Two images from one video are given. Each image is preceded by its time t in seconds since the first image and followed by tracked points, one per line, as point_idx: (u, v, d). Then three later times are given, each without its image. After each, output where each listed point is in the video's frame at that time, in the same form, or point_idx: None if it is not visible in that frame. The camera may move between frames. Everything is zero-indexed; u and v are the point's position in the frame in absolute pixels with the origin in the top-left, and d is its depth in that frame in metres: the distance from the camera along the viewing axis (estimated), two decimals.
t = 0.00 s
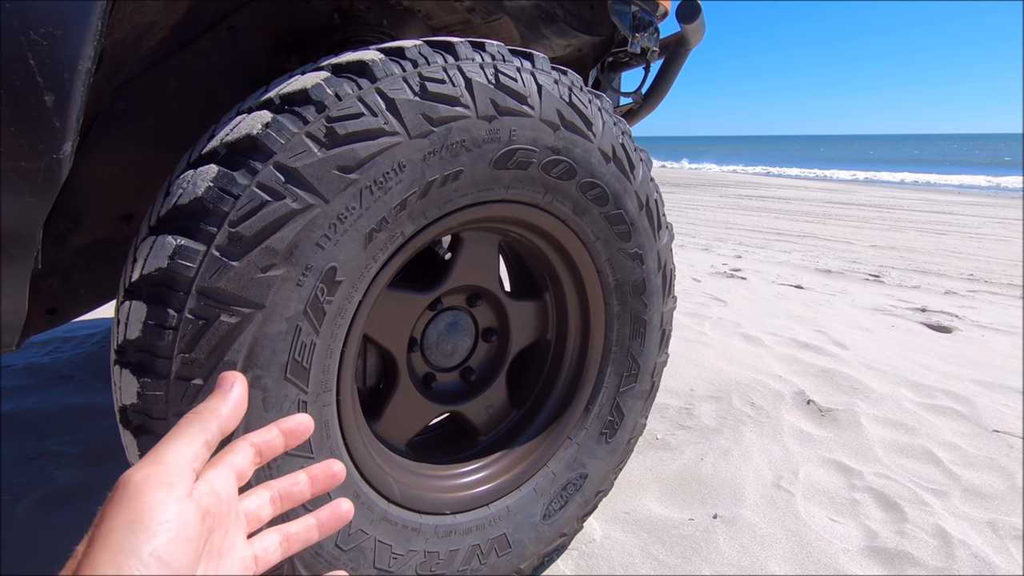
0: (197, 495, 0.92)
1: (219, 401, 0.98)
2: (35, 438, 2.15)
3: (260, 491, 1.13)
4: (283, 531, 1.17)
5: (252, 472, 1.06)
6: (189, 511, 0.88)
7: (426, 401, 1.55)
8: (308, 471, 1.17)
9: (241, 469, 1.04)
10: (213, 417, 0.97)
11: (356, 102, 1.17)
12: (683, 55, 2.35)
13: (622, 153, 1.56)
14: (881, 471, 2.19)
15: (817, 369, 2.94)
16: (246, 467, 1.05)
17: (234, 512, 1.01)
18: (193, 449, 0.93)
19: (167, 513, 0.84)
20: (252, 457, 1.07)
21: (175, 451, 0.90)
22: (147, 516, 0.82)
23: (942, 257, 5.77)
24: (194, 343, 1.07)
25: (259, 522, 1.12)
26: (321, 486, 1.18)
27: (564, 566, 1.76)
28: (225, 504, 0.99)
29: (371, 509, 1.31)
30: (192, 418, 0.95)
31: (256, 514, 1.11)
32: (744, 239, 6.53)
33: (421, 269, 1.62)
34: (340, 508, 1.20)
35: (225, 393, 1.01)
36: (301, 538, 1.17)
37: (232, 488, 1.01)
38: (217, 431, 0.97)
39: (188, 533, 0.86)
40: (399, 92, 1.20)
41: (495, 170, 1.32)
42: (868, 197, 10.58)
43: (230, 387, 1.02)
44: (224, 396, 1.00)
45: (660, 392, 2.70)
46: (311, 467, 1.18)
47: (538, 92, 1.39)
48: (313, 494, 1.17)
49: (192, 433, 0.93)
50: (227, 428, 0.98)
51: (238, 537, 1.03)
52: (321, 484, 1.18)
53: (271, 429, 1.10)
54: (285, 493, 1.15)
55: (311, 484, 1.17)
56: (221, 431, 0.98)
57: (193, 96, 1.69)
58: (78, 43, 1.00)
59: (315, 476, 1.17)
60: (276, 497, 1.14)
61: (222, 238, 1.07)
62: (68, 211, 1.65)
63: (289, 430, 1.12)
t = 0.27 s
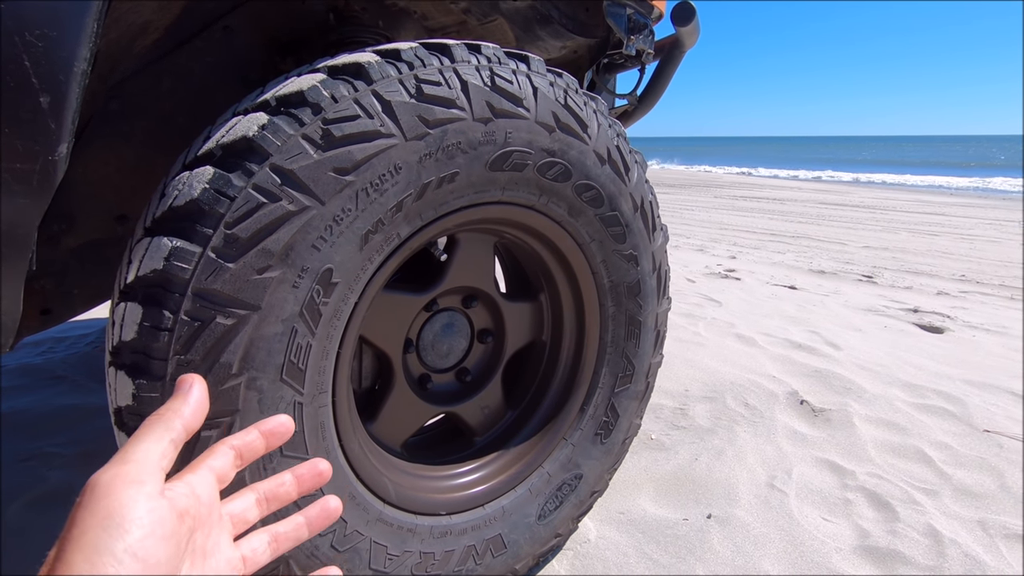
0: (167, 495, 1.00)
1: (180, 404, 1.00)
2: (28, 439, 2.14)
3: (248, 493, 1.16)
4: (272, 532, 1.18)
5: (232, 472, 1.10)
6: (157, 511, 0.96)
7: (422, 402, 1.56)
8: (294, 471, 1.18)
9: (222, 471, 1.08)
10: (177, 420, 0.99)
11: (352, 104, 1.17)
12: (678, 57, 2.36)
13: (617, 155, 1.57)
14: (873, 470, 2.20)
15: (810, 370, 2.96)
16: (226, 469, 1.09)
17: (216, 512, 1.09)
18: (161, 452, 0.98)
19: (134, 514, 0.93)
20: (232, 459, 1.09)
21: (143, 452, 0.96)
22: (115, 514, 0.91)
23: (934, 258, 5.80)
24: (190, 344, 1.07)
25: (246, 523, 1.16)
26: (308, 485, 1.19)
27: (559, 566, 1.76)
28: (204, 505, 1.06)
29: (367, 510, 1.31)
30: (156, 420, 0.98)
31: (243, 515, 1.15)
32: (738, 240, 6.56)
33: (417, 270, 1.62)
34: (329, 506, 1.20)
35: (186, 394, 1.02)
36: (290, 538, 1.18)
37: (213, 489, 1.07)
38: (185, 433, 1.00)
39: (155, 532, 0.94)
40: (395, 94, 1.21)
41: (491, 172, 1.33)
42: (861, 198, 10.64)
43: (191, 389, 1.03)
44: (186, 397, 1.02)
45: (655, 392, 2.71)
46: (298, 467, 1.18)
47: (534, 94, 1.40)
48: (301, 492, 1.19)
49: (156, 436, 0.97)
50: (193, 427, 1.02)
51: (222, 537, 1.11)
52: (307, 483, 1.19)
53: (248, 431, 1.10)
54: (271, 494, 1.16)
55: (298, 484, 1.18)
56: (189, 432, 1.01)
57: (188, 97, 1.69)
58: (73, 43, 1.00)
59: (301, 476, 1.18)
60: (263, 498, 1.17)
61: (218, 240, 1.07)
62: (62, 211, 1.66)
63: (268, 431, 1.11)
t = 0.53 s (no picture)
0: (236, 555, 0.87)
1: (238, 452, 0.96)
2: (26, 440, 2.13)
3: (344, 562, 1.10)
4: None
5: (321, 538, 1.04)
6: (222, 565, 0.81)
7: (422, 403, 1.56)
8: (393, 536, 1.17)
9: (309, 535, 1.02)
10: (233, 472, 0.94)
11: (354, 104, 1.17)
12: (677, 58, 2.37)
13: (618, 156, 1.57)
14: (872, 471, 2.21)
15: (809, 370, 2.96)
16: (314, 532, 1.03)
17: None
18: (224, 508, 0.90)
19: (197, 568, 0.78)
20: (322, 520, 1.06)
21: (199, 511, 0.87)
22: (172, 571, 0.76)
23: (931, 259, 5.82)
24: (191, 345, 1.06)
25: None
26: (407, 549, 1.18)
27: (559, 567, 1.76)
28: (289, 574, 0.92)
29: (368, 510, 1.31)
30: (213, 477, 0.92)
31: None
32: (736, 241, 6.57)
33: (417, 271, 1.62)
34: None
35: (243, 445, 0.97)
36: None
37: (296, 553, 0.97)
38: (242, 486, 0.94)
39: None
40: (397, 94, 1.21)
41: (492, 173, 1.33)
42: (859, 199, 10.67)
43: (248, 439, 0.98)
44: (243, 448, 0.97)
45: (654, 393, 2.71)
46: (396, 534, 1.18)
47: (535, 95, 1.40)
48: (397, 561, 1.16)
49: (215, 491, 0.90)
50: (250, 478, 0.96)
51: None
52: (406, 549, 1.18)
53: (344, 492, 1.12)
54: (367, 559, 1.13)
55: (395, 550, 1.17)
56: (247, 485, 0.95)
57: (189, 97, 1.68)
58: (75, 43, 0.99)
59: (399, 535, 1.18)
60: (357, 566, 1.12)
61: (220, 240, 1.07)
62: (62, 211, 1.65)
63: (362, 493, 1.14)
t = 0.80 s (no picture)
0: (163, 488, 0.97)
1: (137, 379, 0.93)
2: (27, 436, 2.13)
3: (293, 473, 1.18)
4: (325, 506, 1.22)
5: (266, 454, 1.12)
6: (138, 497, 0.92)
7: (423, 399, 1.55)
8: (342, 444, 1.21)
9: (248, 452, 1.09)
10: (134, 398, 0.93)
11: (356, 98, 1.16)
12: (679, 55, 2.36)
13: (620, 151, 1.56)
14: (874, 469, 2.20)
15: (810, 369, 2.96)
16: (253, 450, 1.10)
17: (242, 495, 1.08)
18: (132, 431, 0.94)
19: (115, 504, 0.89)
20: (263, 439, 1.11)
21: (108, 437, 0.92)
22: (91, 506, 0.86)
23: (932, 258, 5.82)
24: (192, 339, 1.06)
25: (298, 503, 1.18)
26: (357, 450, 1.22)
27: (560, 564, 1.76)
28: (225, 489, 1.06)
29: (369, 505, 1.31)
30: (116, 402, 0.93)
31: (291, 497, 1.17)
32: (737, 240, 6.56)
33: (419, 267, 1.61)
34: (384, 469, 1.25)
35: (140, 372, 0.93)
36: (347, 508, 1.23)
37: (236, 472, 1.08)
38: (149, 408, 0.95)
39: (145, 519, 0.91)
40: (399, 88, 1.20)
41: (494, 168, 1.32)
42: (859, 199, 10.66)
43: (145, 365, 0.94)
44: (142, 374, 0.94)
45: (655, 391, 2.71)
46: (343, 439, 1.21)
47: (538, 89, 1.39)
48: (351, 464, 1.22)
49: (119, 416, 0.93)
50: (157, 403, 0.96)
51: (261, 519, 1.11)
52: (356, 449, 1.22)
53: (282, 411, 1.11)
54: (320, 468, 1.20)
55: (347, 456, 1.21)
56: (156, 406, 0.96)
57: (190, 92, 1.68)
58: (75, 34, 0.99)
59: (349, 444, 1.21)
60: (310, 475, 1.19)
61: (221, 233, 1.06)
62: (63, 206, 1.65)
63: (301, 407, 1.13)
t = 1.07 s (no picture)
0: (63, 510, 1.01)
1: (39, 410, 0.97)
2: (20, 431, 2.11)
3: (194, 499, 1.13)
4: (228, 527, 1.15)
5: (167, 481, 1.10)
6: (41, 518, 0.95)
7: (419, 394, 1.54)
8: (241, 467, 1.11)
9: (149, 480, 1.08)
10: (36, 428, 0.96)
11: (350, 88, 1.15)
12: (679, 49, 2.34)
13: (618, 144, 1.55)
14: (871, 465, 2.20)
15: (808, 365, 2.95)
16: (155, 479, 1.08)
17: (145, 518, 1.11)
18: (34, 458, 0.95)
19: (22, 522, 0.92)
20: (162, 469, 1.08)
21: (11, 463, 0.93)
22: None
23: (930, 256, 5.81)
24: (183, 331, 1.05)
25: (201, 527, 1.14)
26: (259, 474, 1.12)
27: (557, 559, 1.75)
28: (125, 514, 1.09)
29: (364, 501, 1.29)
30: (14, 431, 0.95)
31: (192, 519, 1.13)
32: (736, 237, 6.55)
33: (414, 261, 1.60)
34: (285, 487, 1.15)
35: (39, 408, 0.97)
36: (249, 527, 1.14)
37: (135, 498, 1.10)
38: (50, 438, 0.97)
39: (49, 538, 0.95)
40: (394, 78, 1.19)
41: (491, 160, 1.31)
42: (858, 196, 10.65)
43: (44, 401, 0.98)
44: (42, 407, 0.98)
45: (653, 387, 2.70)
46: (243, 462, 1.12)
47: (534, 81, 1.38)
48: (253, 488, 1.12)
49: (20, 444, 0.94)
50: (58, 433, 0.98)
51: (164, 540, 1.10)
52: (258, 473, 1.12)
53: (182, 440, 1.06)
54: (222, 493, 1.12)
55: (249, 480, 1.11)
56: (59, 436, 0.99)
57: (184, 83, 1.66)
58: (63, 21, 0.98)
59: (248, 467, 1.11)
60: (212, 500, 1.13)
61: (212, 224, 1.05)
62: (54, 199, 1.64)
63: (203, 435, 1.07)
